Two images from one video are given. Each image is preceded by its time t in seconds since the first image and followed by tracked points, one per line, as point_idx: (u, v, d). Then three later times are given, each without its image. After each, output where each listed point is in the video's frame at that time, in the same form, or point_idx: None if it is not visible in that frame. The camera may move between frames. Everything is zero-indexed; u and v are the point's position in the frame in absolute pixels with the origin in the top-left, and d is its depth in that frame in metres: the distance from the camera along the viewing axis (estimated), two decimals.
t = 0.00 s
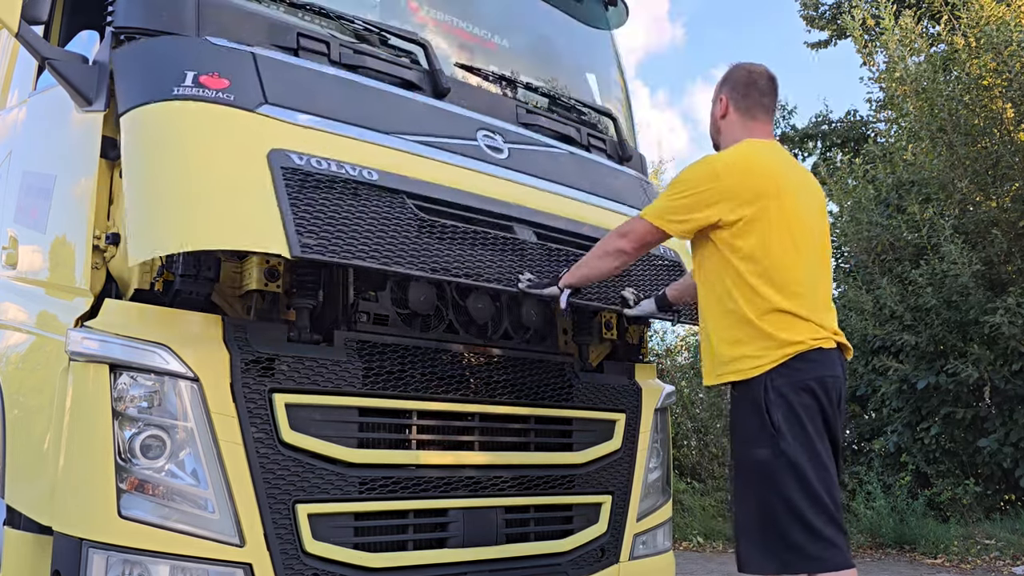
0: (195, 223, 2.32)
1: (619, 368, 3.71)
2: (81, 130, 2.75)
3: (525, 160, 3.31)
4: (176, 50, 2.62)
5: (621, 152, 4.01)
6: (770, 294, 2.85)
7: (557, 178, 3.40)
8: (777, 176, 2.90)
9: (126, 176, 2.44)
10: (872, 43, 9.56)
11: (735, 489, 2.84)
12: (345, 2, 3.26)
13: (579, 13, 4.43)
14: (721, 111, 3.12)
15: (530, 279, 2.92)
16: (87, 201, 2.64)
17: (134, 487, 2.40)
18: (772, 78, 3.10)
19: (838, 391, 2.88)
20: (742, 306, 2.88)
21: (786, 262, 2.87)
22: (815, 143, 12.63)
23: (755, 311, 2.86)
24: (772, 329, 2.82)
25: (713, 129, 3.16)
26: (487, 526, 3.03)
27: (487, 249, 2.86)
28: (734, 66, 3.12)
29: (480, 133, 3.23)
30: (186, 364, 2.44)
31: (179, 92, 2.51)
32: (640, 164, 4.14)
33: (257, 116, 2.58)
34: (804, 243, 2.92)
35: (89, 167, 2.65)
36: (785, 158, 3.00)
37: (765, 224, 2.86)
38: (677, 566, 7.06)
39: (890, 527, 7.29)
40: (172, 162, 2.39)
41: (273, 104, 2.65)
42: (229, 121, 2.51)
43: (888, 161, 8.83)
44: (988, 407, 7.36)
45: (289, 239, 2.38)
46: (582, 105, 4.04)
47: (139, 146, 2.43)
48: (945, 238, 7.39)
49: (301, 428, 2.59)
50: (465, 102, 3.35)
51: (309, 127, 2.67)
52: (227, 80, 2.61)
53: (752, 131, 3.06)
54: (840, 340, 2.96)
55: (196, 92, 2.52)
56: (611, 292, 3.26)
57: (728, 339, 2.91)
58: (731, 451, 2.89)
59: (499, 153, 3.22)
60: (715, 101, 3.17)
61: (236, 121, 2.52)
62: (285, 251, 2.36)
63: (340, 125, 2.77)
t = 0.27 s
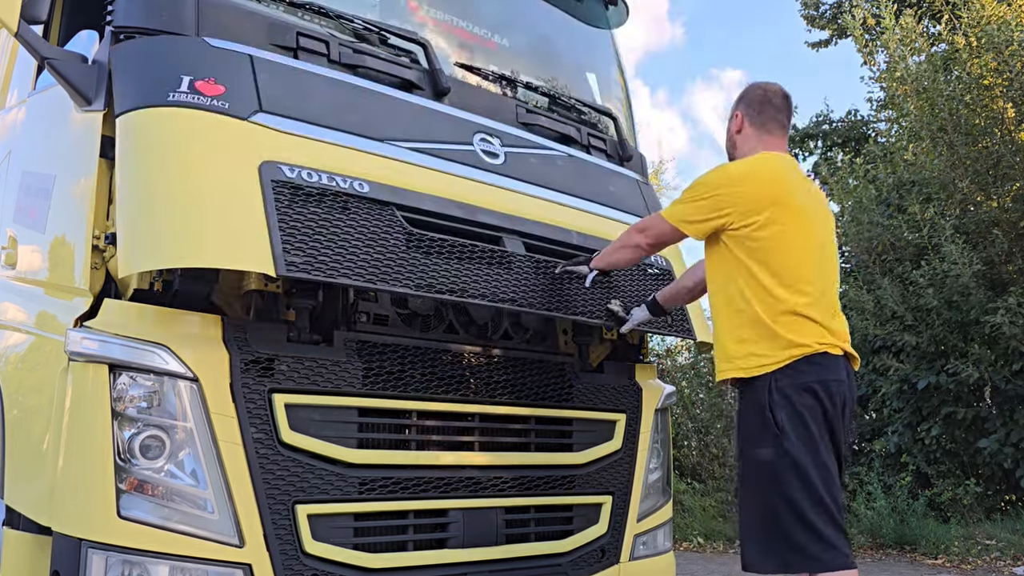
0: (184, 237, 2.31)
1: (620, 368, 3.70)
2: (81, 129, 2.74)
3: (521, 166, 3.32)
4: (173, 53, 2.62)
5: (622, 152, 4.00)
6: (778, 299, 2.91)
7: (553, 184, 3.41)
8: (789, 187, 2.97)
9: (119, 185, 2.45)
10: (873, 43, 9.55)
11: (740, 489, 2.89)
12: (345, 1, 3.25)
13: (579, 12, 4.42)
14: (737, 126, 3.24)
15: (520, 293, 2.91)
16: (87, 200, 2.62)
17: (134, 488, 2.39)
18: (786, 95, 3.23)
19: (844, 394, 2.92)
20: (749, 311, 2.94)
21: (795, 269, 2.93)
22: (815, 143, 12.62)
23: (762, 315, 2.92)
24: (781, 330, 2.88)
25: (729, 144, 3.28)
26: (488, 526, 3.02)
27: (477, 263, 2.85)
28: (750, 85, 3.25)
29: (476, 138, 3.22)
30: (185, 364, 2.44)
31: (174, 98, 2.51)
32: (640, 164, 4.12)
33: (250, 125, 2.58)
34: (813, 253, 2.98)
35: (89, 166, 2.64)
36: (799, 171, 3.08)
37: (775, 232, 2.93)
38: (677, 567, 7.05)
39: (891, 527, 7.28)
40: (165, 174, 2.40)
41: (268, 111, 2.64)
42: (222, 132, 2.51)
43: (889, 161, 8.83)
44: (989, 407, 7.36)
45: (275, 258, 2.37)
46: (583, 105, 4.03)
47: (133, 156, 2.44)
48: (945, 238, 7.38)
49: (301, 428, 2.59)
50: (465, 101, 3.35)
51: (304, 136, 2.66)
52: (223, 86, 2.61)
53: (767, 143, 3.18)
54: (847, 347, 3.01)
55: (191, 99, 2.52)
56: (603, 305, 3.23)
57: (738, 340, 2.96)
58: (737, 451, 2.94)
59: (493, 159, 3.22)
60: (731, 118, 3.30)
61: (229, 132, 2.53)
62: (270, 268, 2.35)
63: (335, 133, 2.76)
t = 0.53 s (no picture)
0: (185, 236, 2.31)
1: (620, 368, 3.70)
2: (81, 129, 2.74)
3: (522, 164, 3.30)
4: (172, 54, 2.61)
5: (622, 152, 3.99)
6: (778, 315, 3.06)
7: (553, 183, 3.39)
8: (789, 209, 3.12)
9: (121, 183, 2.45)
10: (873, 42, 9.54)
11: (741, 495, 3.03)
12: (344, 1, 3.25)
13: (579, 12, 4.42)
14: (747, 156, 3.43)
15: (522, 291, 2.90)
16: (87, 200, 2.62)
17: (133, 488, 2.39)
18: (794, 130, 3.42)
19: (841, 406, 3.03)
20: (751, 327, 3.10)
21: (795, 287, 3.08)
22: (815, 143, 12.61)
23: (762, 330, 3.07)
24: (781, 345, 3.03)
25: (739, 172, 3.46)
26: (488, 526, 3.02)
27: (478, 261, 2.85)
28: (761, 120, 3.45)
29: (476, 136, 3.22)
30: (185, 364, 2.44)
31: (174, 98, 2.51)
32: (641, 164, 4.12)
33: (250, 125, 2.58)
34: (814, 271, 3.12)
35: (88, 166, 2.64)
36: (800, 195, 3.23)
37: (776, 252, 3.08)
38: (677, 567, 7.04)
39: (891, 527, 7.28)
40: (166, 172, 2.40)
41: (268, 111, 2.64)
42: (223, 131, 2.52)
43: (889, 161, 8.82)
44: (989, 407, 7.35)
45: (276, 255, 2.37)
46: (583, 105, 4.03)
47: (133, 155, 2.44)
48: (946, 238, 7.38)
49: (301, 428, 2.59)
50: (465, 101, 3.34)
51: (304, 135, 2.66)
52: (223, 86, 2.61)
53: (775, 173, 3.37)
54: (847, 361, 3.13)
55: (192, 99, 2.52)
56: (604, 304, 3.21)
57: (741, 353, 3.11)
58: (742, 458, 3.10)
59: (494, 158, 3.22)
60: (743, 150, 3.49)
61: (229, 131, 2.53)
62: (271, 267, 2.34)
63: (335, 133, 2.76)
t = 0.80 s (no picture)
0: (186, 237, 2.31)
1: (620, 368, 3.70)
2: (80, 129, 2.73)
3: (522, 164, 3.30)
4: (172, 54, 2.61)
5: (622, 152, 3.99)
6: (778, 316, 3.25)
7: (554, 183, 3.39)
8: (783, 218, 3.35)
9: (120, 182, 2.44)
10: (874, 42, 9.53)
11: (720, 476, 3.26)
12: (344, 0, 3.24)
13: (579, 12, 4.42)
14: (736, 180, 3.68)
15: (521, 292, 2.90)
16: (86, 200, 2.61)
17: (133, 488, 2.39)
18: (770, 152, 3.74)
19: (821, 414, 3.14)
20: (752, 329, 3.27)
21: (792, 290, 3.27)
22: (816, 143, 12.59)
23: (763, 331, 3.25)
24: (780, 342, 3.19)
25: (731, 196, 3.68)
26: (488, 526, 3.02)
27: (477, 262, 2.85)
28: (737, 149, 3.76)
29: (476, 136, 3.22)
30: (185, 364, 2.44)
31: (174, 98, 2.51)
32: (641, 164, 4.12)
33: (250, 125, 2.57)
34: (810, 275, 3.32)
35: (88, 166, 2.63)
36: (791, 206, 3.46)
37: (772, 261, 3.28)
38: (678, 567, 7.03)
39: (891, 527, 7.27)
40: (166, 172, 2.39)
41: (268, 111, 2.64)
42: (223, 132, 2.51)
43: (889, 161, 8.82)
44: (990, 408, 7.34)
45: (275, 258, 2.37)
46: (583, 105, 4.03)
47: (133, 154, 2.43)
48: (946, 238, 7.37)
49: (301, 428, 2.59)
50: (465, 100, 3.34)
51: (304, 135, 2.66)
52: (222, 86, 2.61)
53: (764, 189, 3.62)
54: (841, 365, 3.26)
55: (192, 98, 2.52)
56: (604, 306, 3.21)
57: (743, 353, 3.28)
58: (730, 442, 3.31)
59: (494, 158, 3.21)
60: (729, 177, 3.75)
61: (230, 131, 2.52)
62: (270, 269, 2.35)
63: (335, 132, 2.75)
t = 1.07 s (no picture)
0: (173, 256, 2.38)
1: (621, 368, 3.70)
2: (80, 128, 2.72)
3: (512, 170, 3.34)
4: (170, 56, 2.61)
5: (621, 152, 3.99)
6: (784, 321, 3.30)
7: (542, 189, 3.44)
8: (796, 223, 3.37)
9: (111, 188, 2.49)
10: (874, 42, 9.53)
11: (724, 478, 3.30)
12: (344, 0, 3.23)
13: (579, 13, 4.43)
14: (756, 174, 3.66)
15: (496, 311, 3.00)
16: (86, 199, 2.60)
17: (133, 487, 2.39)
18: (789, 148, 3.74)
19: (829, 419, 3.22)
20: (756, 332, 3.33)
21: (800, 295, 3.31)
22: (816, 143, 12.60)
23: (767, 335, 3.30)
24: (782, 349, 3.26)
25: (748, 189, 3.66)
26: (487, 525, 3.02)
27: (456, 279, 2.93)
28: (758, 141, 3.73)
29: (471, 141, 3.24)
30: (185, 364, 2.43)
31: (167, 106, 2.53)
32: (641, 164, 4.11)
33: (241, 137, 2.61)
34: (819, 281, 3.35)
35: (88, 166, 2.62)
36: (807, 210, 3.47)
37: (780, 264, 3.32)
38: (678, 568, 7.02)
39: (891, 527, 7.28)
40: (156, 186, 2.44)
41: (259, 121, 2.67)
42: (214, 143, 2.55)
43: (889, 161, 8.82)
44: (989, 407, 7.35)
45: (255, 279, 2.46)
46: (582, 105, 4.02)
47: (126, 166, 2.46)
48: (946, 238, 7.37)
49: (301, 428, 2.59)
50: (466, 100, 3.33)
51: (293, 146, 2.70)
52: (216, 93, 2.63)
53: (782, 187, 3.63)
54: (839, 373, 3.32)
55: (183, 107, 2.55)
56: (578, 319, 3.32)
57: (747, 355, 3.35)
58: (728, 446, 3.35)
59: (486, 165, 3.25)
60: (746, 168, 3.71)
61: (221, 143, 2.56)
62: (249, 291, 2.44)
63: (325, 142, 2.78)
